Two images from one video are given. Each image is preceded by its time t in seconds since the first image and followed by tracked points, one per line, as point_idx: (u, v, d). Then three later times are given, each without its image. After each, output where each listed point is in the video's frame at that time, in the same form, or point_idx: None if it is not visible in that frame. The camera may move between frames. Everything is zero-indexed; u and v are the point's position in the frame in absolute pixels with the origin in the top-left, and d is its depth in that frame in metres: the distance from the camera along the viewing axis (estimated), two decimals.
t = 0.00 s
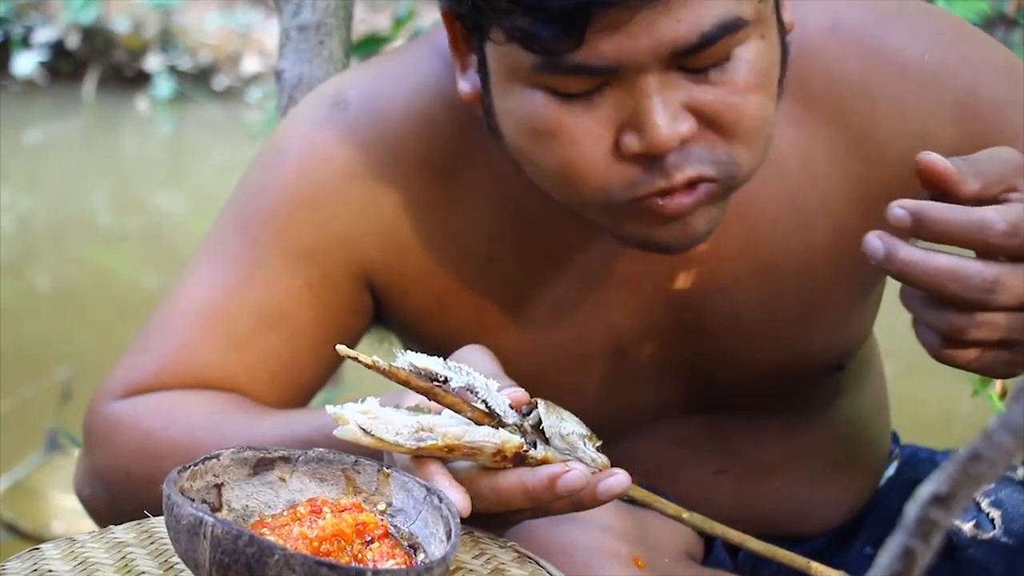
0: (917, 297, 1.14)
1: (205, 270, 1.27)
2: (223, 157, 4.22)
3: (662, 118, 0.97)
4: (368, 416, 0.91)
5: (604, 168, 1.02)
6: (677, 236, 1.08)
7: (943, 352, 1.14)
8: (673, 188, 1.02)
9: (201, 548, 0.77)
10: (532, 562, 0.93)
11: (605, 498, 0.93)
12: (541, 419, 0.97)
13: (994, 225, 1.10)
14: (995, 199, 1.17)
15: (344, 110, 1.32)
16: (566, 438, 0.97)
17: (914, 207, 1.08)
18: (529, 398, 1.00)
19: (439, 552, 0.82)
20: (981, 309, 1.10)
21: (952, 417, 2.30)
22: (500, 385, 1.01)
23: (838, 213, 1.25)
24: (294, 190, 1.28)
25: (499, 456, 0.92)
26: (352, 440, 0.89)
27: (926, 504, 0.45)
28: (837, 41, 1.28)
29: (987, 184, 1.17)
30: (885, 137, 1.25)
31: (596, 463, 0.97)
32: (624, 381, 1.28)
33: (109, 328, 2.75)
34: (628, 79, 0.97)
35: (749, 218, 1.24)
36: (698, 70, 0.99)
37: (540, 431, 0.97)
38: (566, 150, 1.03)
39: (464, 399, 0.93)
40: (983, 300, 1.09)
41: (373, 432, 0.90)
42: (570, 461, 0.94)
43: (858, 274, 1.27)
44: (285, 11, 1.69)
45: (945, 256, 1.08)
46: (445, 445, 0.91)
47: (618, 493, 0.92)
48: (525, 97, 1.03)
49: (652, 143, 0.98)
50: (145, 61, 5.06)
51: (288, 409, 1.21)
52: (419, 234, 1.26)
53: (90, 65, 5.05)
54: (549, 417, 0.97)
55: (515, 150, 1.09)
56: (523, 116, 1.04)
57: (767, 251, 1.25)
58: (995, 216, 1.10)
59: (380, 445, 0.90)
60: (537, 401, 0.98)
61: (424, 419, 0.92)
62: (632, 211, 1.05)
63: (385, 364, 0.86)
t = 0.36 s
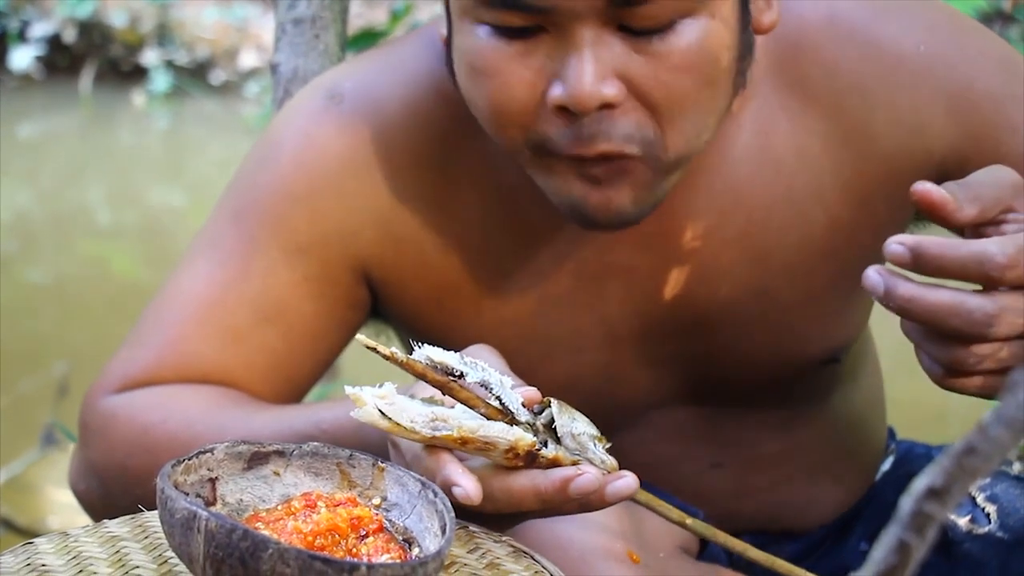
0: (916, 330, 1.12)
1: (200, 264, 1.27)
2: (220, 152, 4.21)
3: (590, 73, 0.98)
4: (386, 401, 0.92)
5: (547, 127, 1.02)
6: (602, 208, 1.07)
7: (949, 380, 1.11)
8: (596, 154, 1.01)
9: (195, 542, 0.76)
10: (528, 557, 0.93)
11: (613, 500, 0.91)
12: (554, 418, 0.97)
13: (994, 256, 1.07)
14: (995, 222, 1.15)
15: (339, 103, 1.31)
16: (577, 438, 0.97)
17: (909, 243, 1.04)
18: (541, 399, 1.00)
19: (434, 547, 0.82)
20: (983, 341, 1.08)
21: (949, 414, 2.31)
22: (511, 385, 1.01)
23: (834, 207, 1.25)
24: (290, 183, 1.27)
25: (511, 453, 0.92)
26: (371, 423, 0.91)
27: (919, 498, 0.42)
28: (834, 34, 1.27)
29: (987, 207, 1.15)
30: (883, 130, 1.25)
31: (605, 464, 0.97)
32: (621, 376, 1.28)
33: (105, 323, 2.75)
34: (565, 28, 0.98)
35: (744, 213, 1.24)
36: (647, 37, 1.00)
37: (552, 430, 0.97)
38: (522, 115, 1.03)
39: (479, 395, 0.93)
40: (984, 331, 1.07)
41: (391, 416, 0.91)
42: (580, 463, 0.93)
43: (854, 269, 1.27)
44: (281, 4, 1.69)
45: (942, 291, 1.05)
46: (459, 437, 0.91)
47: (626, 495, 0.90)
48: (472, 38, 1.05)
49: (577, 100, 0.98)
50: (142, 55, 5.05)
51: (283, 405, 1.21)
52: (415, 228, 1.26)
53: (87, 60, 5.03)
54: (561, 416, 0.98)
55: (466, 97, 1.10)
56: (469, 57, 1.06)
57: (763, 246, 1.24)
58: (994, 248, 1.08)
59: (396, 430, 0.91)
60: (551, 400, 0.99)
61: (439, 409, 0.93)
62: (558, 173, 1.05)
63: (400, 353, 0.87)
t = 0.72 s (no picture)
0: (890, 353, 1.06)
1: (194, 258, 1.27)
2: (216, 147, 4.20)
3: (540, 45, 0.98)
4: (391, 380, 0.91)
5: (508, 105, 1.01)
6: (556, 180, 1.05)
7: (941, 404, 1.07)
8: (545, 126, 1.00)
9: (187, 536, 0.76)
10: (522, 551, 0.93)
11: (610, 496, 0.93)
12: (559, 409, 0.97)
13: (969, 279, 1.01)
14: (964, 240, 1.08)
15: (334, 97, 1.31)
16: (580, 431, 0.98)
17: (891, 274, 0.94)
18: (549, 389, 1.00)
19: (428, 541, 0.81)
20: (957, 365, 1.03)
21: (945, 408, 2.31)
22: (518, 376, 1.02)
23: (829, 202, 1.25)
24: (286, 176, 1.27)
25: (513, 440, 0.92)
26: (373, 402, 0.89)
27: (915, 491, 0.40)
28: (830, 27, 1.27)
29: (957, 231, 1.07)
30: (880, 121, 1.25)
31: (607, 459, 0.97)
32: (616, 370, 1.27)
33: (100, 318, 2.74)
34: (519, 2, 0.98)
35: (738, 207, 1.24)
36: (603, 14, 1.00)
37: (556, 421, 0.97)
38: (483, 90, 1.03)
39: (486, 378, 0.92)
40: (958, 355, 1.02)
41: (394, 398, 0.89)
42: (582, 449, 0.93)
43: (849, 264, 1.27)
44: None
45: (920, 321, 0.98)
46: (462, 421, 0.90)
47: (623, 492, 0.91)
48: (436, 16, 1.06)
49: (530, 72, 0.98)
50: (137, 50, 5.02)
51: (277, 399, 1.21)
52: (410, 221, 1.26)
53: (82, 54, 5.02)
54: (566, 408, 0.98)
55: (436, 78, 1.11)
56: (434, 36, 1.06)
57: (758, 240, 1.24)
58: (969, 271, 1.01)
59: (399, 412, 0.90)
60: (557, 391, 0.98)
61: (443, 393, 0.92)
62: (513, 145, 1.04)
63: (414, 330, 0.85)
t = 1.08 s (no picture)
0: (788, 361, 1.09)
1: (188, 254, 1.26)
2: (211, 143, 4.20)
3: (518, 39, 0.98)
4: (389, 376, 0.92)
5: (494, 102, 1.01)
6: (547, 169, 1.05)
7: (839, 408, 1.03)
8: (530, 117, 1.00)
9: (179, 531, 0.76)
10: (516, 546, 0.93)
11: (603, 496, 0.93)
12: (558, 409, 0.96)
13: (807, 286, 0.94)
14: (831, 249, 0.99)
15: (326, 93, 1.31)
16: (577, 431, 0.97)
17: (734, 300, 0.93)
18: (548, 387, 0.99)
19: (421, 536, 0.82)
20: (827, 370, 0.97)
21: (938, 404, 2.33)
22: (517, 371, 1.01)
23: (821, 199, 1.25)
24: (279, 172, 1.27)
25: (509, 439, 0.92)
26: (370, 398, 0.90)
27: (904, 486, 0.40)
28: (827, 21, 1.25)
29: (823, 247, 0.98)
30: (874, 117, 1.23)
31: (602, 459, 0.97)
32: (610, 366, 1.27)
33: (95, 314, 2.74)
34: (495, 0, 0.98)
35: (731, 203, 1.24)
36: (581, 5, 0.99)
37: (553, 421, 0.96)
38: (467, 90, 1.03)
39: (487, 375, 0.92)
40: (821, 363, 0.95)
41: (391, 393, 0.90)
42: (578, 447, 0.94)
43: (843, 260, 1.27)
44: None
45: (784, 335, 0.94)
46: (460, 418, 0.90)
47: (617, 492, 0.92)
48: (416, 15, 1.06)
49: (507, 67, 0.98)
50: (133, 46, 5.05)
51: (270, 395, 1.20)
52: (404, 217, 1.26)
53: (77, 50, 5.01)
54: (564, 408, 0.97)
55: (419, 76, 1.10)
56: (414, 36, 1.06)
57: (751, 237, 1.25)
58: (807, 274, 0.94)
59: (396, 407, 0.90)
60: (557, 390, 0.97)
61: (441, 389, 0.93)
62: (499, 138, 1.03)
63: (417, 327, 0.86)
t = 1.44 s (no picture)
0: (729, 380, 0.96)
1: (183, 251, 1.26)
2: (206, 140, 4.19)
3: (516, 32, 0.98)
4: (393, 358, 0.91)
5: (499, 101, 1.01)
6: (556, 166, 1.06)
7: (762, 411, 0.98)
8: (538, 113, 1.01)
9: (174, 528, 0.76)
10: (510, 543, 0.93)
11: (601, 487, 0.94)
12: (561, 399, 0.97)
13: (691, 295, 0.90)
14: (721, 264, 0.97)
15: (323, 89, 1.31)
16: (580, 423, 0.98)
17: (629, 328, 0.91)
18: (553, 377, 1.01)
19: (415, 534, 0.81)
20: (731, 366, 0.92)
21: (932, 403, 2.33)
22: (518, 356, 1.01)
23: (816, 197, 1.25)
24: (274, 169, 1.27)
25: (510, 424, 0.93)
26: (373, 380, 0.89)
27: (898, 482, 0.39)
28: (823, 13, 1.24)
29: (709, 253, 0.95)
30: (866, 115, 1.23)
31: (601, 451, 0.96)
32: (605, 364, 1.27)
33: (90, 311, 2.74)
34: None
35: (727, 201, 1.24)
36: None
37: (556, 410, 0.97)
38: (466, 88, 1.03)
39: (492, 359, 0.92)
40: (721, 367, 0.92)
41: (394, 376, 0.90)
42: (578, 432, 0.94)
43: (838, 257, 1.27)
44: None
45: (683, 344, 0.90)
46: (461, 403, 0.91)
47: (615, 485, 0.93)
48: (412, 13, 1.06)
49: (507, 61, 0.98)
50: (128, 43, 5.04)
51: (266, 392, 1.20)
52: (399, 215, 1.26)
53: (73, 47, 5.00)
54: (568, 399, 0.98)
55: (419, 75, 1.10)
56: (411, 33, 1.06)
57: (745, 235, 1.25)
58: (684, 284, 0.91)
59: (398, 391, 0.90)
60: (561, 380, 0.99)
61: (444, 373, 0.93)
62: (507, 136, 1.04)
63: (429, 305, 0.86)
